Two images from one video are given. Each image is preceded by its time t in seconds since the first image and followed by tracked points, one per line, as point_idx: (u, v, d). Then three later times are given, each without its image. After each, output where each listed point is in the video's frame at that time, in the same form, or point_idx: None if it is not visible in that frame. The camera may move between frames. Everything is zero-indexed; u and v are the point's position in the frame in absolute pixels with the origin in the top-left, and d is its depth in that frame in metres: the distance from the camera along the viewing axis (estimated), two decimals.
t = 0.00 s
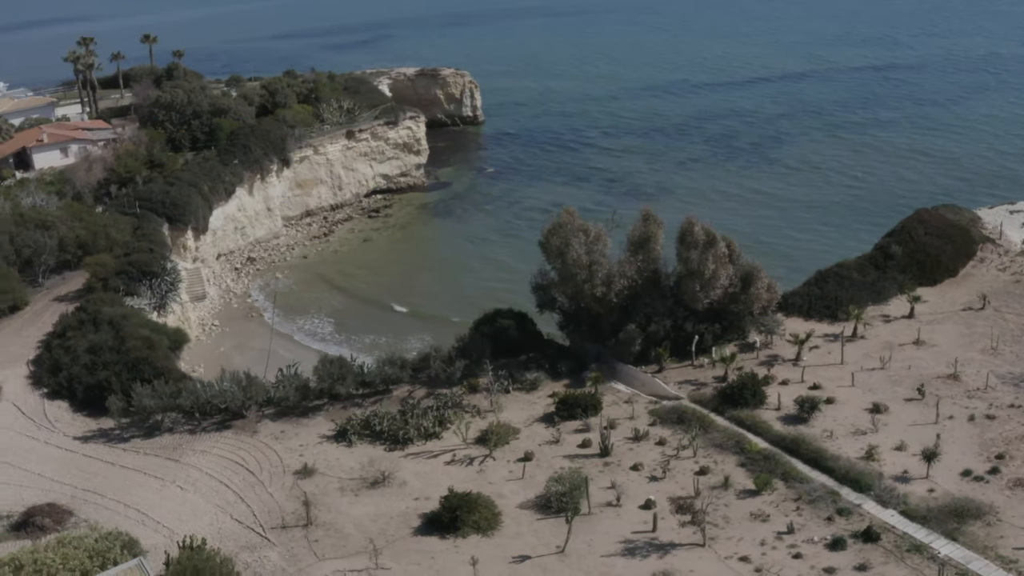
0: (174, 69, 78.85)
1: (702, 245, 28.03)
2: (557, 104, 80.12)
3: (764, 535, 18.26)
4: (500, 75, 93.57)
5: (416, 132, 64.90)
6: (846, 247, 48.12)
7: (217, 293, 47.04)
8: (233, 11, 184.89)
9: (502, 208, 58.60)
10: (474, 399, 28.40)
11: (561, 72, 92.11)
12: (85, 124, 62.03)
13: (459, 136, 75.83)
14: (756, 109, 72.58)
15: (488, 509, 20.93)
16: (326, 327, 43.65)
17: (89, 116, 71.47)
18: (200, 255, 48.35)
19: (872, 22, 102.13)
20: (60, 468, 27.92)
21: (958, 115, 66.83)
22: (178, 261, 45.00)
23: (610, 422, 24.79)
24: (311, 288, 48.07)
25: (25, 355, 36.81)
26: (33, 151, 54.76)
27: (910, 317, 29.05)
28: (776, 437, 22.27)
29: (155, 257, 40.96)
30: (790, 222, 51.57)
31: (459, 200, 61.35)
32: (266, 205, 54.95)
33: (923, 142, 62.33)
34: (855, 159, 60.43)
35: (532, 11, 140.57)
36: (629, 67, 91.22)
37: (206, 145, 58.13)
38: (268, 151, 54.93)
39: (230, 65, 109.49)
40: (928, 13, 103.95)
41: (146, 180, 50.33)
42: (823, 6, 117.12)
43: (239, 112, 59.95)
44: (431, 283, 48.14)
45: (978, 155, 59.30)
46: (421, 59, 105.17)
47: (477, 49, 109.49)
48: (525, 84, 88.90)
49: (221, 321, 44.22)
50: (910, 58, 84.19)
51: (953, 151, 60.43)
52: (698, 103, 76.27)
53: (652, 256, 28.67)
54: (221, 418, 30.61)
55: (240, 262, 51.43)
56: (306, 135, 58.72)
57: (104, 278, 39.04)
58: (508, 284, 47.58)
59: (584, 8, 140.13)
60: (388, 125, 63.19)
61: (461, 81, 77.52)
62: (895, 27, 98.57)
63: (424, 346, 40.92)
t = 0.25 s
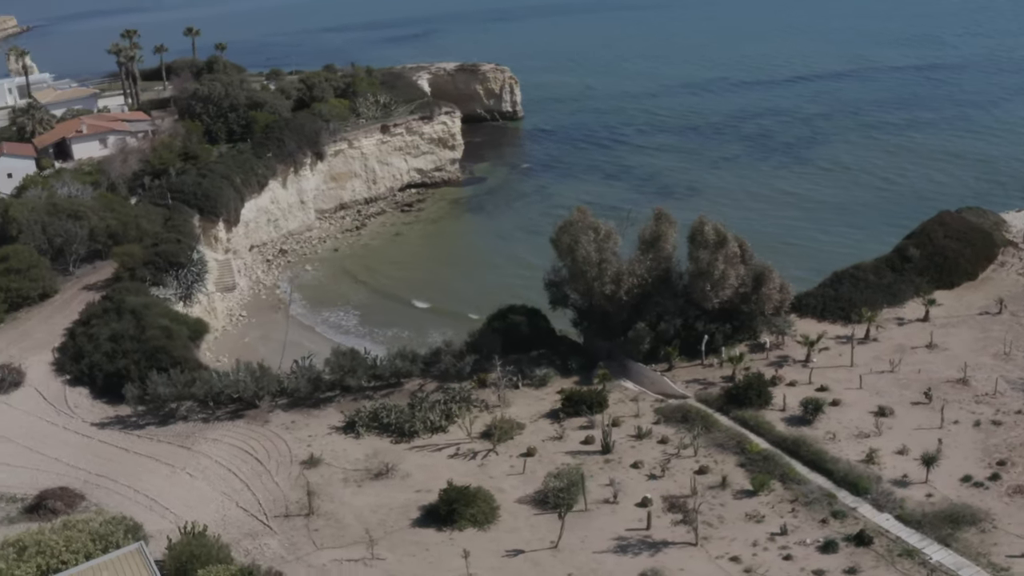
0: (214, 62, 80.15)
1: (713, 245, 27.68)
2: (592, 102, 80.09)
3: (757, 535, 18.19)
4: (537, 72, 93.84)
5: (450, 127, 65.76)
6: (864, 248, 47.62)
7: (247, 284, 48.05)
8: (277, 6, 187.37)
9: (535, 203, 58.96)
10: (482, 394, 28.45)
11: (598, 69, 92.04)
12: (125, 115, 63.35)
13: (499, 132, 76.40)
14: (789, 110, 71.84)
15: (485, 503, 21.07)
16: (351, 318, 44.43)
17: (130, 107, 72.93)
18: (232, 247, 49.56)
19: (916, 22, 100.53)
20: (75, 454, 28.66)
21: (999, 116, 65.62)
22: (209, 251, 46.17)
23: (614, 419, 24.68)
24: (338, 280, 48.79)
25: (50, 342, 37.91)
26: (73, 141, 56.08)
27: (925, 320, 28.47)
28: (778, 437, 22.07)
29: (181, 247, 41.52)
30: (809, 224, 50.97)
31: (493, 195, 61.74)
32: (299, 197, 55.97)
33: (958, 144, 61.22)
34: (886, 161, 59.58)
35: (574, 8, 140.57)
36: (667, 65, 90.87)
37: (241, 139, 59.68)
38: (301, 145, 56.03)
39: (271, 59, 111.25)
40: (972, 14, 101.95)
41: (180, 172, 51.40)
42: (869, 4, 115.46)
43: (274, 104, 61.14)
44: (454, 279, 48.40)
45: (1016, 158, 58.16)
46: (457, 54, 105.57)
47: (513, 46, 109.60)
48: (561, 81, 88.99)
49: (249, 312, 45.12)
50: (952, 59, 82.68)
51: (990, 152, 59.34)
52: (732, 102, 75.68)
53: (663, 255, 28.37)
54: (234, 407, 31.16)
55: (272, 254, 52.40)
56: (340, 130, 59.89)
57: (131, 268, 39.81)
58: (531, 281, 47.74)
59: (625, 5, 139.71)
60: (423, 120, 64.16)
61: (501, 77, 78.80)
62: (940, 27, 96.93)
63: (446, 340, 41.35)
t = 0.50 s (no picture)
0: (253, 56, 81.36)
1: (722, 246, 27.31)
2: (625, 99, 79.91)
3: (749, 536, 18.14)
4: (572, 68, 93.85)
5: (484, 123, 66.58)
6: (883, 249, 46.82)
7: (275, 275, 49.06)
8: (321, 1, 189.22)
9: (566, 199, 59.21)
10: (490, 390, 28.53)
11: (634, 66, 91.75)
12: (163, 107, 64.61)
13: (537, 127, 76.33)
14: (822, 110, 71.03)
15: (483, 497, 21.26)
16: (374, 312, 45.01)
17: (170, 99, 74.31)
18: (263, 239, 51.05)
19: (961, 22, 98.74)
20: (90, 440, 29.42)
21: None
22: (237, 243, 47.27)
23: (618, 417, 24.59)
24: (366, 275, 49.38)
25: (75, 329, 38.92)
26: (110, 132, 57.38)
27: (938, 323, 27.88)
28: (779, 438, 21.89)
29: (208, 239, 42.53)
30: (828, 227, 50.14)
31: (526, 191, 61.87)
32: (331, 190, 57.21)
33: (994, 147, 60.12)
34: (917, 163, 58.69)
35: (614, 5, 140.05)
36: (703, 64, 90.35)
37: (276, 132, 60.69)
38: (335, 139, 57.22)
39: (310, 53, 112.55)
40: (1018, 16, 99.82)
41: (213, 164, 52.52)
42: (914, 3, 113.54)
43: (309, 98, 62.18)
44: (477, 275, 48.69)
45: None
46: (491, 50, 105.83)
47: (548, 42, 109.55)
48: (595, 77, 88.94)
49: (275, 303, 45.92)
50: (995, 60, 81.13)
51: None
52: (764, 102, 75.02)
53: (672, 255, 28.04)
54: (247, 398, 31.59)
55: (303, 246, 53.49)
56: (375, 125, 60.97)
57: (158, 259, 40.94)
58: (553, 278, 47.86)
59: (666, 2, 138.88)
60: (457, 116, 64.87)
61: (540, 73, 78.60)
62: (985, 27, 95.05)
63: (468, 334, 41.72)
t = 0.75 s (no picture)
0: (290, 51, 82.29)
1: (732, 246, 26.96)
2: (658, 98, 79.64)
3: (740, 536, 18.11)
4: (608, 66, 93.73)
5: (518, 119, 66.82)
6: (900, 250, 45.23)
7: (304, 268, 49.99)
8: None
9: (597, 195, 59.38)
10: (498, 384, 28.55)
11: (669, 65, 91.34)
12: (200, 100, 65.65)
13: (573, 124, 76.36)
14: (856, 111, 70.07)
15: (481, 491, 21.43)
16: (398, 306, 45.41)
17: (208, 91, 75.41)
18: (294, 232, 51.35)
19: (1007, 22, 96.57)
20: (106, 427, 30.12)
21: None
22: (266, 235, 48.27)
23: (620, 415, 24.49)
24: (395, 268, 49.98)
25: (99, 317, 39.86)
26: (147, 124, 58.38)
27: (952, 327, 27.23)
28: (779, 439, 21.70)
29: (233, 231, 43.39)
30: (843, 228, 48.67)
31: (558, 188, 62.14)
32: (363, 184, 57.61)
33: None
34: (950, 165, 57.65)
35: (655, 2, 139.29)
36: (739, 63, 89.60)
37: (310, 126, 61.25)
38: (366, 134, 57.88)
39: (348, 48, 113.64)
40: None
41: (245, 157, 53.31)
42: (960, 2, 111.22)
43: (343, 93, 62.75)
44: (501, 271, 48.93)
45: None
46: (526, 46, 105.85)
47: (584, 39, 109.23)
48: (630, 75, 88.67)
49: (301, 296, 46.72)
50: None
51: None
52: (797, 102, 74.22)
53: (682, 254, 27.76)
54: (260, 388, 32.01)
55: (333, 239, 54.30)
56: (408, 120, 61.56)
57: (184, 250, 41.77)
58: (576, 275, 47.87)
59: None
60: (490, 112, 65.22)
61: (578, 69, 78.32)
62: None
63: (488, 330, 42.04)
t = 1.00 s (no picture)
0: (328, 46, 83.06)
1: (741, 246, 26.64)
2: (692, 97, 79.24)
3: (731, 536, 18.07)
4: (644, 64, 93.44)
5: (552, 115, 66.81)
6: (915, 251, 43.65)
7: (333, 260, 51.14)
8: None
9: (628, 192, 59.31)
10: (507, 379, 28.58)
11: (705, 63, 90.73)
12: (238, 93, 66.67)
13: (611, 120, 76.18)
14: (892, 113, 68.98)
15: (479, 485, 21.61)
16: (421, 301, 45.81)
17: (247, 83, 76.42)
18: (325, 226, 52.08)
19: None
20: (124, 414, 30.86)
21: None
22: (294, 228, 48.71)
23: (623, 413, 24.37)
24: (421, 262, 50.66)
25: (124, 306, 40.76)
26: (184, 116, 59.75)
27: (966, 331, 26.36)
28: (780, 440, 21.49)
29: (260, 223, 43.94)
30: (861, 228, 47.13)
31: (590, 184, 62.33)
32: (395, 179, 58.28)
33: None
34: (984, 169, 56.50)
35: None
36: (777, 62, 88.67)
37: (345, 120, 61.81)
38: (400, 129, 58.10)
39: (386, 42, 114.50)
40: None
41: (276, 151, 53.97)
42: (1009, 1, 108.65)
43: (377, 88, 63.22)
44: (526, 267, 49.15)
45: None
46: (562, 42, 105.69)
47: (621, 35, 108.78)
48: (665, 73, 88.26)
49: (327, 289, 47.68)
50: None
51: None
52: (832, 102, 73.28)
53: (691, 254, 27.49)
54: (273, 379, 32.49)
55: (364, 233, 55.12)
56: (442, 115, 61.68)
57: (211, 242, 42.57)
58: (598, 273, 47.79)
59: None
60: (524, 108, 65.31)
61: (617, 66, 78.13)
62: None
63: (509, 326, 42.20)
